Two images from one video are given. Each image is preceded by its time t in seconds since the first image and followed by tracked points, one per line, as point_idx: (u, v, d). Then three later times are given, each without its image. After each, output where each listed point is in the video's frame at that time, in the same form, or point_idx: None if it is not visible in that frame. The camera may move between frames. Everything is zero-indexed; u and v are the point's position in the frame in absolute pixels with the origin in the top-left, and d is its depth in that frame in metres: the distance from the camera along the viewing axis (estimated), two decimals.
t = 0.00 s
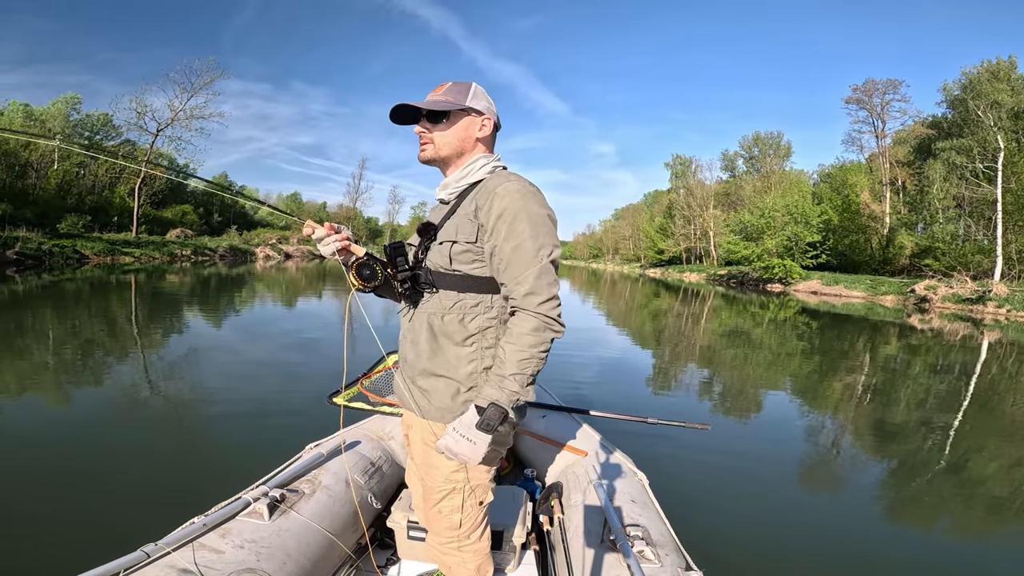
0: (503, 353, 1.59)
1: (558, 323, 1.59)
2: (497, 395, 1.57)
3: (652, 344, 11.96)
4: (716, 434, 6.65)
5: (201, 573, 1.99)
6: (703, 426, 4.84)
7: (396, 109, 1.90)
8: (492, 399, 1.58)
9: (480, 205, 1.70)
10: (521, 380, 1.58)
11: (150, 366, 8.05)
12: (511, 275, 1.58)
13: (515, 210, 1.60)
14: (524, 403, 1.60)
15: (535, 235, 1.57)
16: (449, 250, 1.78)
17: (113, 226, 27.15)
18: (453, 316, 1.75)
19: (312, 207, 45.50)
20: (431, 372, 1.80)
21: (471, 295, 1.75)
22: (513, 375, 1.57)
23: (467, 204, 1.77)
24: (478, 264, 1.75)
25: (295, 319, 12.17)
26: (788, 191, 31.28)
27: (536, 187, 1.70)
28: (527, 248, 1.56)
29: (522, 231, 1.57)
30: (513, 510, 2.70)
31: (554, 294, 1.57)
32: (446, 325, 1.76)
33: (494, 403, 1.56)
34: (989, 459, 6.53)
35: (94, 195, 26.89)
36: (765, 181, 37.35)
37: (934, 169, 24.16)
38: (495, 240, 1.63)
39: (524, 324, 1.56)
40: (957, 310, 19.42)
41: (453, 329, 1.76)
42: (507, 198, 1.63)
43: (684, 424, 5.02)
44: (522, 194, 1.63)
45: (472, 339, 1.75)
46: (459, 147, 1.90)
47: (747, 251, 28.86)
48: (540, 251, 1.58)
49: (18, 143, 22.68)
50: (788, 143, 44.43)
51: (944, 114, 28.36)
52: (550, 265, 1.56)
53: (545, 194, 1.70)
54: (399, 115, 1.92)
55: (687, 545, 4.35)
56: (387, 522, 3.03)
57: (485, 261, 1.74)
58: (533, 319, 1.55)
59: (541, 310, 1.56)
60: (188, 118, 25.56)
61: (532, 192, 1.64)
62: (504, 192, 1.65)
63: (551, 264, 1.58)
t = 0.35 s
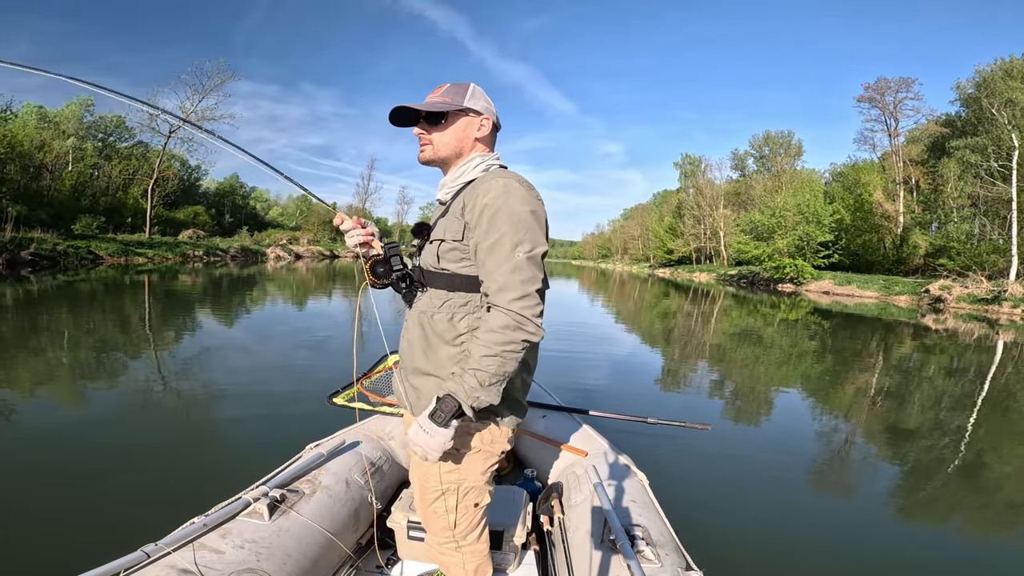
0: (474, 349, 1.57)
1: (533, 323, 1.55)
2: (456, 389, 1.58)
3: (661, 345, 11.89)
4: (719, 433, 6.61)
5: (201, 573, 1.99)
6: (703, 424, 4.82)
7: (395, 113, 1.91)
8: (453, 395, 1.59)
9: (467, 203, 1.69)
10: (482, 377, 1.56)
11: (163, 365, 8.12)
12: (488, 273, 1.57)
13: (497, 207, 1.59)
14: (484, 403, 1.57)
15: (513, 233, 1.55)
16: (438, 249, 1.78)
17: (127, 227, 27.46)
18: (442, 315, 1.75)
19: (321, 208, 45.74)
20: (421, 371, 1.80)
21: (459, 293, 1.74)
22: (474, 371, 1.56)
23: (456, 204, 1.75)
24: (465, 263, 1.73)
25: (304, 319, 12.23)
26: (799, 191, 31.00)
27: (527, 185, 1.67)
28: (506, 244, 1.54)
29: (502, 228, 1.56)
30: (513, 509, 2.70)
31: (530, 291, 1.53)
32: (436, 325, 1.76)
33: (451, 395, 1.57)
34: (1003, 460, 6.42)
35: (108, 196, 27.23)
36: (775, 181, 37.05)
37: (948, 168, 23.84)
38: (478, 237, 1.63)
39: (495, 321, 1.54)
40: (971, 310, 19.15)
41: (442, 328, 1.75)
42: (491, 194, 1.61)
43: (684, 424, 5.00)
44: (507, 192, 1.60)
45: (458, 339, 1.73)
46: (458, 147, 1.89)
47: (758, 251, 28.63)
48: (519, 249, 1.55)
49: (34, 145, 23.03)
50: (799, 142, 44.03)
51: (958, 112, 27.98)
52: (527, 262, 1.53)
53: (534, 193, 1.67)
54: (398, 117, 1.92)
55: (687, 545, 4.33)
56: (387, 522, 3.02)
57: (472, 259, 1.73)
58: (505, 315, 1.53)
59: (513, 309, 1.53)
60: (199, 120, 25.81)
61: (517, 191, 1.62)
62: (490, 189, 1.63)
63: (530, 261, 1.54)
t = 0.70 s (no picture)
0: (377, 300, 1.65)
1: (427, 311, 1.50)
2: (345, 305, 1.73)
3: (670, 345, 11.85)
4: (724, 433, 6.57)
5: (201, 573, 2.00)
6: (702, 423, 4.79)
7: (398, 113, 1.91)
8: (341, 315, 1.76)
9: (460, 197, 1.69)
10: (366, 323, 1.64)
11: (176, 365, 8.20)
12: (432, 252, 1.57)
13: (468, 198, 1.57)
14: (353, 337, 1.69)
15: (461, 222, 1.51)
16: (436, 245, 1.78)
17: (140, 229, 27.81)
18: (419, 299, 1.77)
19: (331, 210, 46.02)
20: (417, 368, 1.82)
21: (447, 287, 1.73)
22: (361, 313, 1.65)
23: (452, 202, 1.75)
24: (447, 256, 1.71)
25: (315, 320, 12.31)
26: (810, 190, 30.72)
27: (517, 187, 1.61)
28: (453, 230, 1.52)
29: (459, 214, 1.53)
30: (513, 508, 2.69)
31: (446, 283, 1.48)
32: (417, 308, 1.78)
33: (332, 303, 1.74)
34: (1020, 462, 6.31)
35: (121, 198, 27.60)
36: (786, 180, 36.75)
37: (962, 166, 23.49)
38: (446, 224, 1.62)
39: (397, 288, 1.58)
40: (987, 310, 18.88)
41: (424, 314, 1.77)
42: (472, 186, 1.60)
43: (684, 424, 4.98)
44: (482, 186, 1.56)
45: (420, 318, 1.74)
46: (460, 147, 1.88)
47: (769, 251, 28.44)
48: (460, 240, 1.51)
49: (49, 148, 23.36)
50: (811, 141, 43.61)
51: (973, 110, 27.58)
52: (462, 252, 1.48)
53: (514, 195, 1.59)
54: (399, 117, 1.92)
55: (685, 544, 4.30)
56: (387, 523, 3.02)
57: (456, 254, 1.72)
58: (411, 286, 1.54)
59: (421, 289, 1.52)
60: (210, 123, 26.05)
61: (491, 185, 1.56)
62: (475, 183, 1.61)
63: (466, 255, 1.48)
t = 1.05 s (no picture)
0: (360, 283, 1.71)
1: (391, 304, 1.54)
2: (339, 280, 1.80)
3: (677, 346, 11.82)
4: (727, 433, 6.55)
5: (200, 573, 2.01)
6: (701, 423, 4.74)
7: (393, 114, 1.92)
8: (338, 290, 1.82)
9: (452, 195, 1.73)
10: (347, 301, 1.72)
11: (184, 364, 8.25)
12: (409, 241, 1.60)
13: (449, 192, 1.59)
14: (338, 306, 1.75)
15: (441, 216, 1.53)
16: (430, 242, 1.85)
17: (150, 229, 28.06)
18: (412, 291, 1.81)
19: (338, 210, 46.17)
20: (407, 367, 1.83)
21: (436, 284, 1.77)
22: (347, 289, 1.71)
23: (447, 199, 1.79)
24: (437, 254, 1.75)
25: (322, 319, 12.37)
26: (818, 190, 30.54)
27: (504, 186, 1.61)
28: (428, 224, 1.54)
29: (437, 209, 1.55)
30: (512, 508, 2.69)
31: (409, 277, 1.51)
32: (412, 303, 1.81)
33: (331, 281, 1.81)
34: None
35: (131, 198, 27.85)
36: (794, 181, 36.56)
37: (973, 167, 23.27)
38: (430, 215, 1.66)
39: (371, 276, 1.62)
40: (998, 311, 18.71)
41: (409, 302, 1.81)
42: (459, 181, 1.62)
43: (683, 424, 4.95)
44: (468, 183, 1.57)
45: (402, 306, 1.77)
46: (455, 146, 1.88)
47: (776, 252, 28.31)
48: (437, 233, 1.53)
49: (60, 148, 23.56)
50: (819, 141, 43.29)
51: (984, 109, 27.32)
52: (426, 246, 1.50)
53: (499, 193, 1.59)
54: (395, 117, 1.92)
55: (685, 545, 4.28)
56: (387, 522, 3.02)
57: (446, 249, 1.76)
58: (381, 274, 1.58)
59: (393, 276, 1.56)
60: (219, 123, 26.24)
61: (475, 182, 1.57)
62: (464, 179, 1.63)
63: (430, 250, 1.51)
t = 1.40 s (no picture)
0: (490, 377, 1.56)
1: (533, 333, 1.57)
2: (498, 426, 1.54)
3: (678, 347, 11.82)
4: (725, 435, 6.55)
5: (200, 573, 2.00)
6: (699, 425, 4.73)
7: (384, 108, 1.92)
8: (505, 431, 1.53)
9: (456, 209, 1.71)
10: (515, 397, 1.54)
11: (186, 363, 8.26)
12: (482, 284, 1.56)
13: (482, 215, 1.58)
14: (527, 424, 1.56)
15: (503, 242, 1.54)
16: (428, 256, 1.81)
17: (153, 228, 28.11)
18: (433, 322, 1.76)
19: (340, 209, 46.21)
20: (413, 376, 1.81)
21: (451, 301, 1.75)
22: (504, 397, 1.53)
23: (446, 208, 1.77)
24: (455, 271, 1.75)
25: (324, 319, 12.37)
26: (821, 192, 30.48)
27: (516, 188, 1.65)
28: (495, 254, 1.53)
29: (489, 237, 1.55)
30: (512, 508, 2.69)
31: (524, 305, 1.54)
32: (428, 331, 1.76)
33: (499, 432, 1.52)
34: None
35: (134, 196, 27.92)
36: (797, 183, 36.52)
37: (976, 169, 23.21)
38: (466, 246, 1.62)
39: (506, 339, 1.53)
40: (1000, 315, 18.68)
41: (433, 336, 1.75)
42: (477, 201, 1.60)
43: (682, 424, 4.96)
44: (491, 199, 1.59)
45: (456, 349, 1.74)
46: (447, 142, 1.88)
47: (778, 254, 28.28)
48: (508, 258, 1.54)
49: (63, 147, 23.63)
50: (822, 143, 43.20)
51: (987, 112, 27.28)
52: (516, 273, 1.52)
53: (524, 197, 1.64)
54: (385, 111, 1.92)
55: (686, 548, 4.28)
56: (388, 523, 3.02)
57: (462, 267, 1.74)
58: (505, 333, 1.52)
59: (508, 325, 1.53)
60: (222, 122, 26.30)
61: (504, 196, 1.59)
62: (475, 194, 1.62)
63: (521, 273, 1.54)
